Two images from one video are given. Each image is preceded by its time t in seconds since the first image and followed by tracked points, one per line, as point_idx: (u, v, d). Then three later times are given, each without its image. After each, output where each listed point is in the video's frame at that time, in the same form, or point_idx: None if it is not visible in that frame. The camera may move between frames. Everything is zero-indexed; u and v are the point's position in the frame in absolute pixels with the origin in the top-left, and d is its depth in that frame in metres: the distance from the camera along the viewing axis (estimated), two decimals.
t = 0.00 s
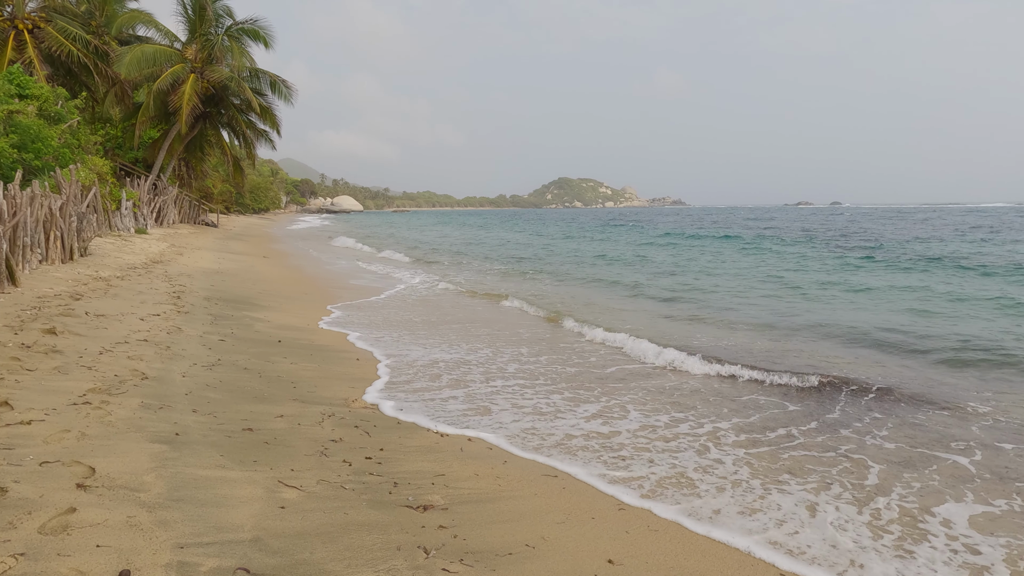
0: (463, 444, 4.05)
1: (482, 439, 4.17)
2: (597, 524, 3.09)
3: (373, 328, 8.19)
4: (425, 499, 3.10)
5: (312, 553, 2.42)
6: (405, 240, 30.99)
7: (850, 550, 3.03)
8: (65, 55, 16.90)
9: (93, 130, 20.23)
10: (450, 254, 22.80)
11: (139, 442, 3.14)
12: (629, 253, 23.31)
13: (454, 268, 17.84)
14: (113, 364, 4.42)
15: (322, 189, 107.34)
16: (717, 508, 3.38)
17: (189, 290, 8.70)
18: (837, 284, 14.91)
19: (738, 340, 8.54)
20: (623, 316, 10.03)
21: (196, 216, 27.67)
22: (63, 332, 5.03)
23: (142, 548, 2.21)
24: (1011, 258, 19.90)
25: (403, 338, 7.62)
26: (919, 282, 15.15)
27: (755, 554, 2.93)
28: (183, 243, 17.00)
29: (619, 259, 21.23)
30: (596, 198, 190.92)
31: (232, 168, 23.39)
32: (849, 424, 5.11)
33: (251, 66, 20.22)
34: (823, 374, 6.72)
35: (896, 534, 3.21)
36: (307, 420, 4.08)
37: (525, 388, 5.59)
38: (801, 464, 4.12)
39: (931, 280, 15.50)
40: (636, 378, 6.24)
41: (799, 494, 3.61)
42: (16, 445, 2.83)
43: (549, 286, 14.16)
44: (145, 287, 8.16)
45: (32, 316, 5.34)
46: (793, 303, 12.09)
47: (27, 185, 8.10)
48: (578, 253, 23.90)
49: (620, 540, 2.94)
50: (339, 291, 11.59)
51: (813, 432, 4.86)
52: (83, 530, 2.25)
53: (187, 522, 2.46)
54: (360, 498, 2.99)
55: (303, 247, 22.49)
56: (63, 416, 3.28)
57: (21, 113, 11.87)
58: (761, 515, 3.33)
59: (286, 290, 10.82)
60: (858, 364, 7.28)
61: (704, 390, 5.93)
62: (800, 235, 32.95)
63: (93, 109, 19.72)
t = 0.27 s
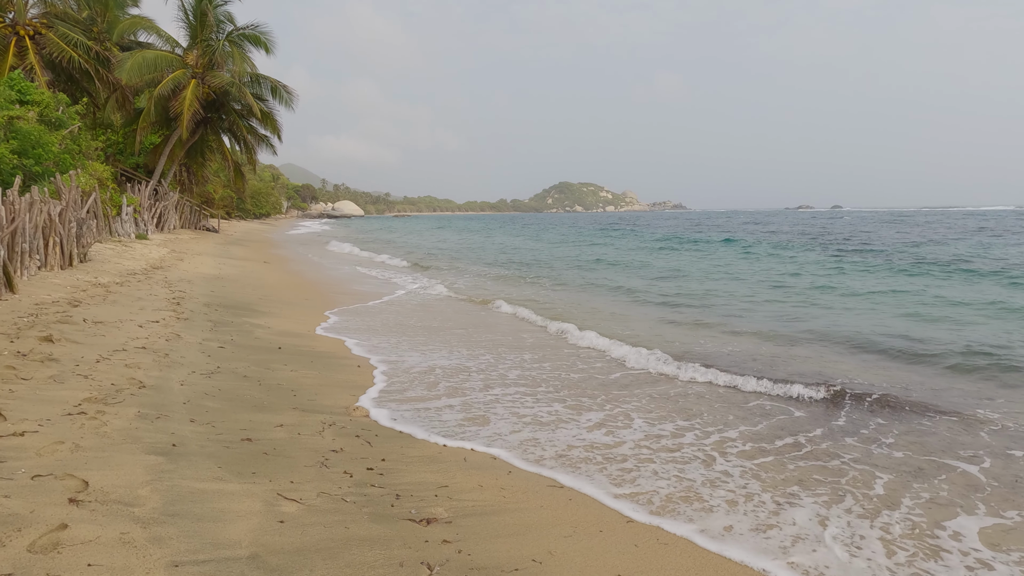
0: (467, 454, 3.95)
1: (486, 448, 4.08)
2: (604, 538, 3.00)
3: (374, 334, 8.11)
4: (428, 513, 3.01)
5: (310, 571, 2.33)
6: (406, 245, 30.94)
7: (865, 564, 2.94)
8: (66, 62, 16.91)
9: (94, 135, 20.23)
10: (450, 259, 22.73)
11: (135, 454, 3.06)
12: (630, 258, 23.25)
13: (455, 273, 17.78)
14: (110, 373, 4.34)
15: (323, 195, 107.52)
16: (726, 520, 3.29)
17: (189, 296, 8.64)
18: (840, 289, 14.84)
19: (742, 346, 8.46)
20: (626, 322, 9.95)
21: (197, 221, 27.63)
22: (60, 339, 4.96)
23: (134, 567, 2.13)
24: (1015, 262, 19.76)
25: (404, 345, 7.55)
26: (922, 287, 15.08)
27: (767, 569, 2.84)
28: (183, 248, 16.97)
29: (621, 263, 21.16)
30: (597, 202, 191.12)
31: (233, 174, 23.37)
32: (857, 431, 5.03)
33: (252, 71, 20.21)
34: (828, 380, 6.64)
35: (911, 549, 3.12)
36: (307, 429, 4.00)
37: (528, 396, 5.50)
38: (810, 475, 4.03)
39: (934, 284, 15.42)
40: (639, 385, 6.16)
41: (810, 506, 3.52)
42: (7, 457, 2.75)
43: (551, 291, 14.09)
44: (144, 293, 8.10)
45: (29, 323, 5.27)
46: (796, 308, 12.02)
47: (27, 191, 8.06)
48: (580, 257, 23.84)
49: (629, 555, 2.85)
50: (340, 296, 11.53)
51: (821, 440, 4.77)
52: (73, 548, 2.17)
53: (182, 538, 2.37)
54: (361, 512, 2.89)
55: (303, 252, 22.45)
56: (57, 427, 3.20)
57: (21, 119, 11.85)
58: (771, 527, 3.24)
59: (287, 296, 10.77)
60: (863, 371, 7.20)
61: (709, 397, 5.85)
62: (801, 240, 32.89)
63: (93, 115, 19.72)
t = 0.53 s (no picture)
0: (468, 462, 3.87)
1: (487, 457, 4.00)
2: (609, 550, 2.92)
3: (374, 338, 8.04)
4: (429, 523, 2.93)
5: None
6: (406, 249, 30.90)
7: None
8: (66, 66, 16.90)
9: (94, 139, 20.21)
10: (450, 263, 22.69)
11: (128, 463, 2.99)
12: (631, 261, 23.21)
13: (455, 276, 17.72)
14: (104, 379, 4.26)
15: (324, 198, 107.65)
16: (734, 532, 3.20)
17: (187, 300, 8.58)
18: (841, 292, 14.78)
19: (745, 350, 8.39)
20: (627, 326, 9.88)
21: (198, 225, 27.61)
22: (54, 344, 4.89)
23: None
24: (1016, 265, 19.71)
25: (404, 349, 7.47)
26: (923, 290, 15.03)
27: None
28: (183, 252, 16.92)
29: (621, 266, 21.11)
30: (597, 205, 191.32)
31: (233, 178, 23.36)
32: (863, 437, 4.95)
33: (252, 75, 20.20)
34: (833, 385, 6.56)
35: (925, 561, 3.04)
36: (305, 436, 3.91)
37: (529, 401, 5.42)
38: (818, 483, 3.94)
39: (936, 288, 15.37)
40: (642, 389, 6.08)
41: (819, 517, 3.44)
42: None
43: (551, 294, 14.01)
44: (142, 297, 8.03)
45: (23, 328, 5.20)
46: (798, 312, 11.95)
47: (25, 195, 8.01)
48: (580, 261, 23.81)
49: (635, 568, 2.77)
50: (339, 300, 11.46)
51: (828, 446, 4.70)
52: (60, 563, 2.09)
53: (174, 552, 2.29)
54: (360, 523, 2.81)
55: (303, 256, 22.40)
56: (49, 436, 3.13)
57: (21, 123, 11.82)
58: (781, 539, 3.16)
59: (286, 300, 10.71)
60: (867, 375, 7.13)
61: (713, 402, 5.77)
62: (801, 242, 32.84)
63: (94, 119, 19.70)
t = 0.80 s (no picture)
0: (467, 468, 3.80)
1: (488, 462, 3.93)
2: (612, 558, 2.85)
3: (373, 340, 7.97)
4: (427, 530, 2.85)
5: None
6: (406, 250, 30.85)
7: None
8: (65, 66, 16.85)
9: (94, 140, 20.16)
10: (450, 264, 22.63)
11: (119, 469, 2.91)
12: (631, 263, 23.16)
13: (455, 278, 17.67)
14: (98, 382, 4.19)
15: (324, 200, 107.68)
16: (740, 542, 3.13)
17: (185, 301, 8.51)
18: (842, 294, 14.74)
19: (747, 352, 8.32)
20: (628, 328, 9.82)
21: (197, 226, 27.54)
22: (48, 346, 4.82)
23: None
24: (1016, 266, 19.69)
25: (403, 351, 7.41)
26: (924, 292, 14.99)
27: None
28: (182, 253, 16.88)
29: (622, 268, 21.06)
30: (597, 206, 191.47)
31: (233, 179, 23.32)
32: (869, 440, 4.88)
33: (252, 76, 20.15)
34: (837, 388, 6.50)
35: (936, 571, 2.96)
36: (301, 440, 3.85)
37: (531, 405, 5.35)
38: (826, 489, 3.86)
39: (937, 290, 15.34)
40: (644, 392, 6.01)
41: (828, 525, 3.36)
42: None
43: (551, 296, 13.95)
44: (140, 298, 7.97)
45: (18, 330, 5.13)
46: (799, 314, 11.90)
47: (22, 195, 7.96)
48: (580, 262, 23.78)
49: None
50: (338, 301, 11.41)
51: (834, 449, 4.63)
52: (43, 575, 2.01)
53: (164, 563, 2.22)
54: (355, 531, 2.74)
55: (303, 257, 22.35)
56: (38, 441, 3.05)
57: (19, 124, 11.76)
58: (788, 550, 3.08)
59: (285, 301, 10.65)
60: (871, 378, 7.07)
61: (716, 404, 5.70)
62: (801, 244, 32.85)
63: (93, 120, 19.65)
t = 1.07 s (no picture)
0: (467, 480, 3.68)
1: (488, 475, 3.81)
2: None
3: (372, 347, 7.86)
4: (423, 546, 2.74)
5: None
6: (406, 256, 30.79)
7: None
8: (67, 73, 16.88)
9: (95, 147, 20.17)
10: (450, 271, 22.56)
11: (104, 482, 2.80)
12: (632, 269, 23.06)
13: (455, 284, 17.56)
14: (88, 390, 4.08)
15: (325, 206, 107.83)
16: (751, 560, 3.00)
17: (182, 308, 8.41)
18: (846, 301, 14.62)
19: (753, 360, 8.20)
20: (630, 335, 9.70)
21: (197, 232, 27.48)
22: (39, 353, 4.71)
23: None
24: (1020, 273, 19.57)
25: (402, 358, 7.29)
26: (929, 299, 14.88)
27: None
28: (183, 259, 16.83)
29: (623, 274, 20.95)
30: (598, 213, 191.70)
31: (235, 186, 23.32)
32: (880, 450, 4.76)
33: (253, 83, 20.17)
34: (844, 396, 6.38)
35: None
36: (295, 450, 3.74)
37: (533, 414, 5.23)
38: (839, 501, 3.74)
39: (940, 297, 15.24)
40: (648, 400, 5.89)
41: (842, 541, 3.23)
42: None
43: (552, 303, 13.83)
44: (137, 305, 7.87)
45: (9, 337, 5.03)
46: (804, 321, 11.78)
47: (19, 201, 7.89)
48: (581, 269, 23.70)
49: None
50: (338, 308, 11.30)
51: (844, 459, 4.50)
52: None
53: None
54: (348, 546, 2.62)
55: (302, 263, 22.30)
56: (21, 452, 2.94)
57: (19, 130, 11.73)
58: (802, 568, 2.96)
59: (284, 308, 10.56)
60: (878, 386, 6.95)
61: (722, 413, 5.57)
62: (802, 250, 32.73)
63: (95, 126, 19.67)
